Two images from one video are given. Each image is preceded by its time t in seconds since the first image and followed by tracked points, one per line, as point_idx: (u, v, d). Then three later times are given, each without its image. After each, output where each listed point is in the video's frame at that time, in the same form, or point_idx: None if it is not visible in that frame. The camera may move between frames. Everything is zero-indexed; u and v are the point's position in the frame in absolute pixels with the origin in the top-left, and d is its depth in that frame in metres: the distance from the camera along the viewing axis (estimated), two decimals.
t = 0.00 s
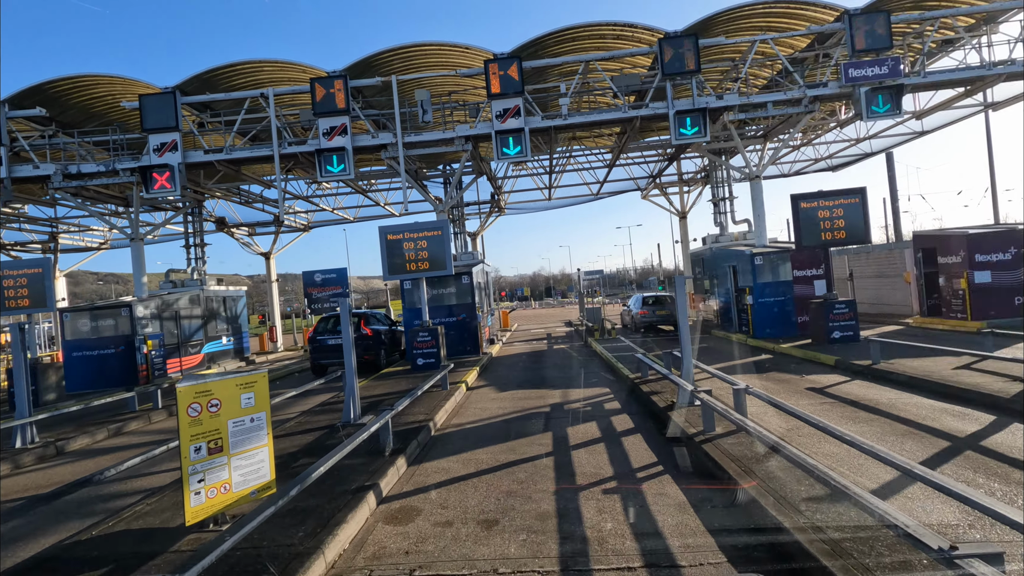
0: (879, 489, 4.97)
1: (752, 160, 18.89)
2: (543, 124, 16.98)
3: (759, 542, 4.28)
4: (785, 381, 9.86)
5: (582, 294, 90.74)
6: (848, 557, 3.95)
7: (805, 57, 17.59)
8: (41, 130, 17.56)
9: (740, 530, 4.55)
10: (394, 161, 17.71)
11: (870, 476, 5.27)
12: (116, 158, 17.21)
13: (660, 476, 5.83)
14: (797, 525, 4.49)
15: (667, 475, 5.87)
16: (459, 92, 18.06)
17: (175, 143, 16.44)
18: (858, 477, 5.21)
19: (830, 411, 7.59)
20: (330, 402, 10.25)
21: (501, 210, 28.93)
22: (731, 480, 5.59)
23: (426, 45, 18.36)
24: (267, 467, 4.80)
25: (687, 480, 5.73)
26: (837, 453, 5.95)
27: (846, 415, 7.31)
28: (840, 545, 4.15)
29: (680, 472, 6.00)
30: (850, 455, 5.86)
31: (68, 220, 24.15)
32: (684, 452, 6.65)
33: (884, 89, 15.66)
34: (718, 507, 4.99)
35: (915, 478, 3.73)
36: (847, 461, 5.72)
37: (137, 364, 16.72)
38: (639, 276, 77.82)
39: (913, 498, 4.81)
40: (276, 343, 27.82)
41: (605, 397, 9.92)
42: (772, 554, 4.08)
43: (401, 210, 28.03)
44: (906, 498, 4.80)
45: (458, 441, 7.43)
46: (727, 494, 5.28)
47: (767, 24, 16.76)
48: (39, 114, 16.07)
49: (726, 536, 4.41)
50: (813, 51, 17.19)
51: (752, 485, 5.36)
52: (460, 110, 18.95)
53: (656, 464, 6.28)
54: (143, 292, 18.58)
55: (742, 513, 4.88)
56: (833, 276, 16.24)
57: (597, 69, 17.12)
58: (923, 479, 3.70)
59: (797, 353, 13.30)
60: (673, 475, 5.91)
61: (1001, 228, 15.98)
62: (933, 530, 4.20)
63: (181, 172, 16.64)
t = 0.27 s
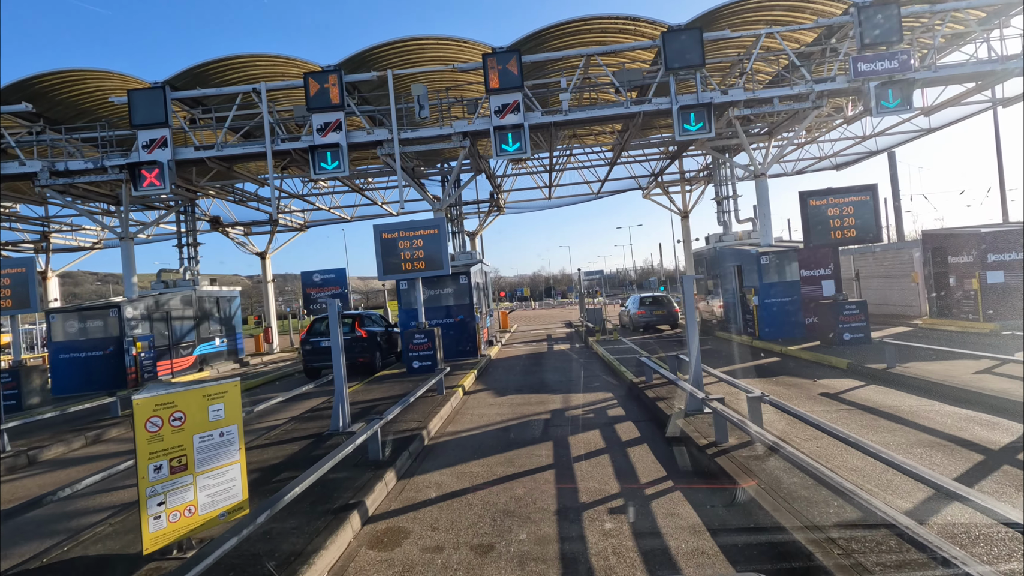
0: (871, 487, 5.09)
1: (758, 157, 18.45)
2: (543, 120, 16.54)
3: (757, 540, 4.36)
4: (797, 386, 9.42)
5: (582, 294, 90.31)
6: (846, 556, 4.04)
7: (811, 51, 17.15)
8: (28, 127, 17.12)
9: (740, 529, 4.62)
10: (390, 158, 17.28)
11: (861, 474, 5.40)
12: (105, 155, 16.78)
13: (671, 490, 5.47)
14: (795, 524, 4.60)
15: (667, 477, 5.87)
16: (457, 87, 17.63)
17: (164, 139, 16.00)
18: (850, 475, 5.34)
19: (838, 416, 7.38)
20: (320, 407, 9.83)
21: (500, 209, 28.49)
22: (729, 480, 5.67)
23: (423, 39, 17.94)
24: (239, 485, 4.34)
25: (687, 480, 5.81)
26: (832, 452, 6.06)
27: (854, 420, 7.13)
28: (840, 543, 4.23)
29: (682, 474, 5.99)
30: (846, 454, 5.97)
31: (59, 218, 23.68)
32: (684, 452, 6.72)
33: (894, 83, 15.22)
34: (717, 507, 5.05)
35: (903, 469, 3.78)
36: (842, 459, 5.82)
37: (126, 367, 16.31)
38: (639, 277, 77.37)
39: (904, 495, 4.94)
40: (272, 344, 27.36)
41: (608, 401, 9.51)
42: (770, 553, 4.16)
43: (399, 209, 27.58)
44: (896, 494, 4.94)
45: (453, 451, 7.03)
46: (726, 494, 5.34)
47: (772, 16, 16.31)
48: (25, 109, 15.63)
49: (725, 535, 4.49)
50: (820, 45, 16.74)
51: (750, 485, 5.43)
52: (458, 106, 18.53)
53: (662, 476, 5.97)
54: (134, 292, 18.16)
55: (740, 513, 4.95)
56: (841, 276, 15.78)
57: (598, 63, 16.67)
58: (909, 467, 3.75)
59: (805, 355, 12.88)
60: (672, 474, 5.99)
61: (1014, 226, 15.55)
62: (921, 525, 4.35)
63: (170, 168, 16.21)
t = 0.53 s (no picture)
0: (870, 487, 5.10)
1: (764, 154, 17.94)
2: (542, 115, 16.03)
3: (755, 540, 4.37)
4: (810, 392, 8.94)
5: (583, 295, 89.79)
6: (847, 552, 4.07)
7: (819, 44, 16.65)
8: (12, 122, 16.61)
9: (739, 529, 4.62)
10: (385, 154, 16.77)
11: (860, 475, 5.40)
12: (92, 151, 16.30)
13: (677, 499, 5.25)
14: (794, 524, 4.60)
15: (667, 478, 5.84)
16: (454, 81, 17.14)
17: (152, 134, 15.48)
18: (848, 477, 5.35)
19: (842, 419, 7.29)
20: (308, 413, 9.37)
21: (499, 208, 27.97)
22: (728, 479, 5.66)
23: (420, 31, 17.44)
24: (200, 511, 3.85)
25: (685, 479, 5.80)
26: (831, 452, 6.06)
27: (857, 422, 7.08)
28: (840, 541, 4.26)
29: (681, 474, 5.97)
30: (844, 455, 5.98)
31: (48, 217, 23.17)
32: (682, 451, 6.71)
33: (905, 75, 14.72)
34: (715, 506, 5.04)
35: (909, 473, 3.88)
36: (841, 460, 5.82)
37: (112, 369, 15.83)
38: (639, 278, 76.86)
39: (902, 496, 4.95)
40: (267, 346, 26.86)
41: (611, 407, 9.04)
42: (768, 553, 4.16)
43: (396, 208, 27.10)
44: (893, 495, 4.95)
45: (447, 460, 6.60)
46: (725, 494, 5.34)
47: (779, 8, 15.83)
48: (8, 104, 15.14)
49: (723, 535, 4.50)
50: (827, 38, 16.24)
51: (749, 485, 5.43)
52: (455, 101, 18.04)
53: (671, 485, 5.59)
54: (122, 292, 17.66)
55: (739, 513, 4.95)
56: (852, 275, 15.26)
57: (599, 56, 16.17)
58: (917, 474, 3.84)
59: (815, 358, 12.38)
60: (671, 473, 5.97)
61: None
62: (918, 525, 4.36)
63: (158, 165, 15.71)
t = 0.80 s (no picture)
0: (871, 490, 4.99)
1: (772, 150, 17.29)
2: (543, 107, 15.35)
3: (754, 539, 4.28)
4: (830, 400, 8.34)
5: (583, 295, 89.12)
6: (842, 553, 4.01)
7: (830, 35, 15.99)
8: None
9: (738, 529, 4.53)
10: (378, 149, 16.12)
11: (862, 479, 5.29)
12: (72, 145, 15.62)
13: (682, 508, 4.98)
14: (793, 523, 4.49)
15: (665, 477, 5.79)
16: (451, 73, 16.48)
17: (134, 128, 14.81)
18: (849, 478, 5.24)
19: (851, 424, 7.04)
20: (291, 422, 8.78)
21: (498, 206, 27.32)
22: (727, 479, 5.56)
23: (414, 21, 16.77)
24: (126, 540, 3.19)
25: (684, 480, 5.69)
26: (832, 454, 5.95)
27: (865, 427, 6.87)
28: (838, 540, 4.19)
29: (680, 475, 5.87)
30: (847, 457, 5.85)
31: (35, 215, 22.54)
32: (682, 451, 6.59)
33: (921, 66, 14.07)
34: (715, 507, 4.96)
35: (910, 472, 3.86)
36: (844, 463, 5.70)
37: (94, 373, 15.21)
38: (640, 278, 76.11)
39: (903, 500, 4.84)
40: (262, 347, 26.22)
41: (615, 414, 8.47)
42: (767, 553, 4.07)
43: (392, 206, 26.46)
44: (896, 498, 4.84)
45: (437, 476, 6.06)
46: (723, 493, 5.24)
47: None
48: None
49: (721, 535, 4.41)
50: (839, 27, 15.58)
51: (748, 484, 5.32)
52: (452, 94, 17.38)
53: (683, 505, 5.05)
54: (106, 293, 16.97)
55: (738, 512, 4.86)
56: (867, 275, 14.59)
57: (601, 47, 15.52)
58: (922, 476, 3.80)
59: (830, 361, 11.77)
60: (670, 475, 5.87)
61: None
62: (920, 528, 4.26)
63: (141, 159, 15.05)
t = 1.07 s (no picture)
0: (876, 490, 4.89)
1: (781, 144, 16.64)
2: (542, 99, 14.69)
3: (754, 539, 4.27)
4: (853, 408, 7.73)
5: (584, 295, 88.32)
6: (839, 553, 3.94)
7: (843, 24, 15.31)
8: None
9: (738, 528, 4.50)
10: (371, 143, 15.49)
11: (867, 478, 5.19)
12: (53, 140, 14.99)
13: (701, 534, 4.41)
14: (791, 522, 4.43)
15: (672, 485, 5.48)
16: (447, 64, 15.81)
17: (116, 121, 14.17)
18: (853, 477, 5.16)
19: (867, 429, 6.74)
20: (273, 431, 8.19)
21: (496, 204, 26.68)
22: (728, 479, 5.51)
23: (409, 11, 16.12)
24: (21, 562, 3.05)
25: (699, 497, 5.14)
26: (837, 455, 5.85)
27: (879, 431, 6.62)
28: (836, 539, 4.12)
29: (688, 483, 5.54)
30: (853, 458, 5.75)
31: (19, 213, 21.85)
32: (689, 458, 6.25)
33: (940, 55, 13.41)
34: (715, 506, 4.93)
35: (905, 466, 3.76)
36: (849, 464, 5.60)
37: (74, 377, 14.56)
38: (641, 278, 75.33)
39: (908, 499, 4.75)
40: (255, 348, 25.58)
41: (620, 422, 7.90)
42: (767, 552, 4.02)
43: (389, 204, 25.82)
44: (900, 498, 4.72)
45: (427, 494, 5.52)
46: (724, 493, 5.19)
47: None
48: None
49: (720, 534, 4.41)
50: (853, 16, 14.90)
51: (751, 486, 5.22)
52: (449, 86, 16.73)
53: (694, 522, 4.65)
54: (89, 293, 16.32)
55: (738, 512, 4.82)
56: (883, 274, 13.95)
57: (604, 35, 14.82)
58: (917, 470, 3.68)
59: (844, 365, 11.16)
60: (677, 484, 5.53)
61: None
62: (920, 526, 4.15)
63: (123, 154, 14.40)
